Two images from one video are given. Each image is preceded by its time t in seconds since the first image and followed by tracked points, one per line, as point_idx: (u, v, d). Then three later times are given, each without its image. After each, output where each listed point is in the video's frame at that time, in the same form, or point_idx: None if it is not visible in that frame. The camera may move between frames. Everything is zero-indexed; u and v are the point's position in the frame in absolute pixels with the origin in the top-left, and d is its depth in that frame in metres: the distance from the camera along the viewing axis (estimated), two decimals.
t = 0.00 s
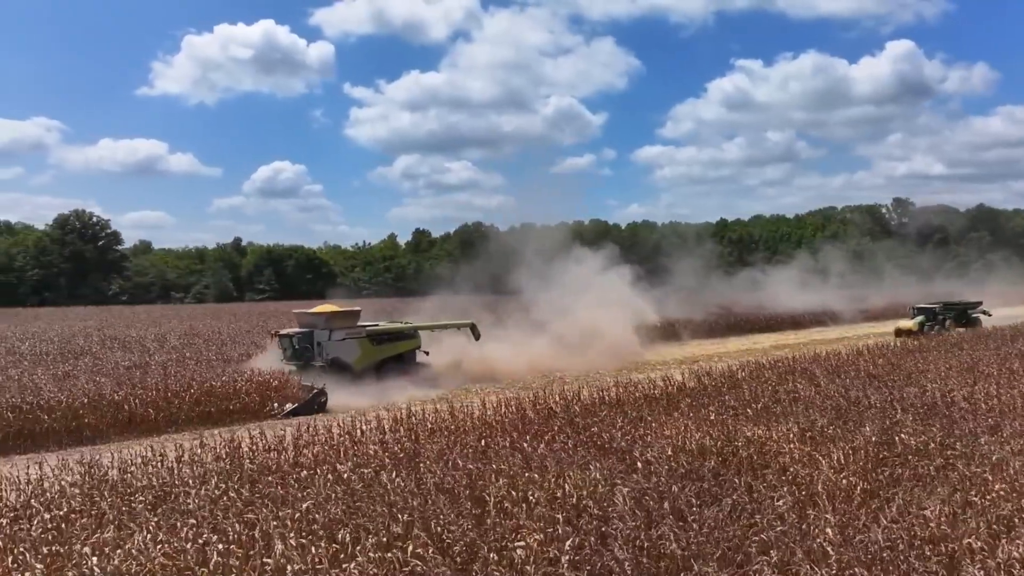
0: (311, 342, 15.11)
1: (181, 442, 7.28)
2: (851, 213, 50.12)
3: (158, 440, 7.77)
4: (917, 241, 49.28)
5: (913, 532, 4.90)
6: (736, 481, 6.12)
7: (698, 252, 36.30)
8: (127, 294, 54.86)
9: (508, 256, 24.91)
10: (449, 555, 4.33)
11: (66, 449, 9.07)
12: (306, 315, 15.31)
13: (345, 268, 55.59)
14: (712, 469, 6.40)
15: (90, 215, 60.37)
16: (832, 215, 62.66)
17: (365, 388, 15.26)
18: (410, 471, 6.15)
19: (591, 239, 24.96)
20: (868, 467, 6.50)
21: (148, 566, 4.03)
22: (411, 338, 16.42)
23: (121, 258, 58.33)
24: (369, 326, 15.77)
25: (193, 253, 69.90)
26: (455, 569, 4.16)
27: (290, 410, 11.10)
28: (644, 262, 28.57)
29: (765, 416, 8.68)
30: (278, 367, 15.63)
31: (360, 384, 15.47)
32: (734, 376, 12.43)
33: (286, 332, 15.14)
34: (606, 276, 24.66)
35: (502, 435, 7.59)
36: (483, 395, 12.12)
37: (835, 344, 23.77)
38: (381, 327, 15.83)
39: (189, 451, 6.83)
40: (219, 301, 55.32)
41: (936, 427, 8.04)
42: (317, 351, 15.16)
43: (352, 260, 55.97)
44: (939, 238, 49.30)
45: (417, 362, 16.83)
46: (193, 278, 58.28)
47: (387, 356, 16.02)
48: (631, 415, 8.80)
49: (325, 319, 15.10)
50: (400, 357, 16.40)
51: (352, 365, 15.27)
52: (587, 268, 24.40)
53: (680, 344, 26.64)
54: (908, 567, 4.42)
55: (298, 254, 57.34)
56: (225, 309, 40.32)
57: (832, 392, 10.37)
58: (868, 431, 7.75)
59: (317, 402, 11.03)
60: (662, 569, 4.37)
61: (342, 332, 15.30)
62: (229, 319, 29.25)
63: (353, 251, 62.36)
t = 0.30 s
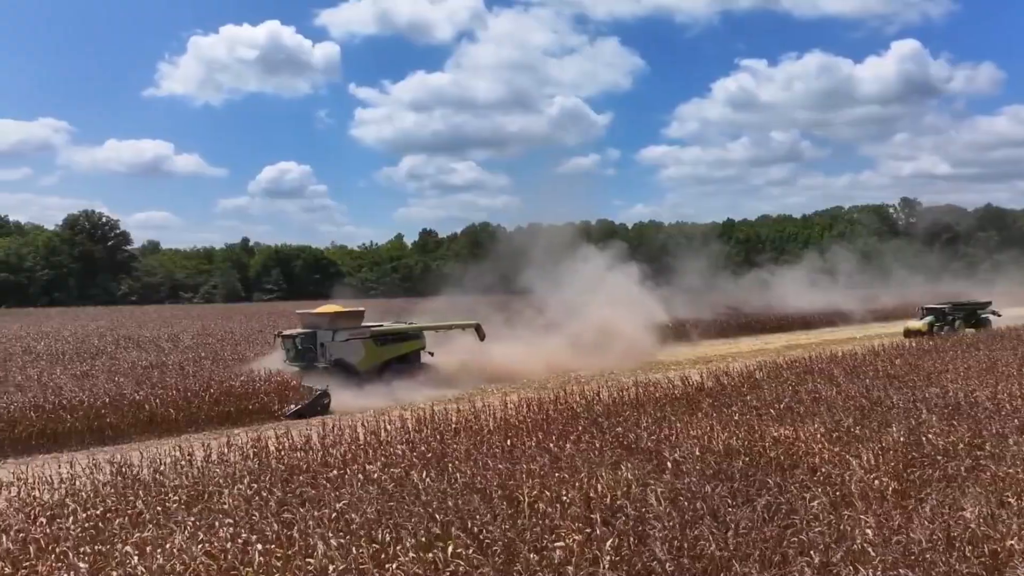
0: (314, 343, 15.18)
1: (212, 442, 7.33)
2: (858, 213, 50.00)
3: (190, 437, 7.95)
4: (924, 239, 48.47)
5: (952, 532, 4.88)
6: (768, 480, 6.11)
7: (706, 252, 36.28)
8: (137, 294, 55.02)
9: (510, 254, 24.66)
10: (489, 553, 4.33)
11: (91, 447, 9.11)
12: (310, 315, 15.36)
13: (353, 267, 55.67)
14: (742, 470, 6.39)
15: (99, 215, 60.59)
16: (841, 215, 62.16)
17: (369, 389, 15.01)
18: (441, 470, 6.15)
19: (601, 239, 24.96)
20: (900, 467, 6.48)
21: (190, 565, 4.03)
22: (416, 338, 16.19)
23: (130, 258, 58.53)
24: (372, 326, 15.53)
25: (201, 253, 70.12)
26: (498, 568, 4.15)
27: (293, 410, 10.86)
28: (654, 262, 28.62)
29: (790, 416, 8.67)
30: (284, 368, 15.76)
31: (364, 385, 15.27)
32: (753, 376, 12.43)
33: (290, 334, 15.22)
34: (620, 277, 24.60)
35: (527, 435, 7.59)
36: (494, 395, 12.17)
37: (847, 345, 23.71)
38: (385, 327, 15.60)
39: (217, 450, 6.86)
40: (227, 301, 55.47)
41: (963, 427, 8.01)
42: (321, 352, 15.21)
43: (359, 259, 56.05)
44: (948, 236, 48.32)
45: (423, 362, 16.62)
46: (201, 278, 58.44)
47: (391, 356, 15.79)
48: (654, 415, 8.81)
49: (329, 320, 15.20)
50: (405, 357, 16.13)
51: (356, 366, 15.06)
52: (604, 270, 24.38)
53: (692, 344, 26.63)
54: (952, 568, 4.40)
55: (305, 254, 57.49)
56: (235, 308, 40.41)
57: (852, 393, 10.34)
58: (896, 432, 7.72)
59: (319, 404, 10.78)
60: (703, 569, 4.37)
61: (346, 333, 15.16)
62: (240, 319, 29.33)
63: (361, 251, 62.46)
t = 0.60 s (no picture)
0: (317, 345, 14.73)
1: (245, 438, 7.61)
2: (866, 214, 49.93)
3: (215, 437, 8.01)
4: (934, 239, 47.56)
5: (994, 534, 4.86)
6: (800, 481, 6.09)
7: (714, 252, 36.32)
8: (146, 294, 55.18)
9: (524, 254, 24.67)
10: (532, 552, 4.32)
11: (114, 447, 9.15)
12: (312, 315, 14.89)
13: (361, 267, 55.78)
14: (773, 470, 6.38)
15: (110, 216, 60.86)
16: (850, 215, 61.71)
17: (373, 391, 14.88)
18: (472, 471, 6.15)
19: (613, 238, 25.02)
20: (932, 467, 6.45)
21: (237, 563, 4.03)
22: (420, 338, 16.17)
23: (140, 259, 58.73)
24: (375, 327, 15.42)
25: (210, 253, 70.36)
26: (544, 568, 4.15)
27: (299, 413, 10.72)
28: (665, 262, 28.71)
29: (815, 417, 8.66)
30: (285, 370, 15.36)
31: (368, 388, 15.10)
32: (773, 376, 12.44)
33: (292, 334, 14.73)
34: (628, 276, 24.29)
35: (554, 436, 7.58)
36: (511, 397, 12.18)
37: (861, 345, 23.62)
38: (390, 328, 15.49)
39: (245, 451, 6.89)
40: (236, 301, 55.61)
41: (991, 427, 7.97)
42: (324, 353, 14.78)
43: (367, 259, 56.16)
44: (958, 235, 47.35)
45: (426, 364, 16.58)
46: (210, 278, 58.59)
47: (395, 357, 15.68)
48: (678, 415, 8.83)
49: (332, 320, 14.75)
50: (409, 358, 16.08)
51: (360, 368, 14.92)
52: (611, 269, 24.08)
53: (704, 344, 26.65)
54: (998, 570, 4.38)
55: (314, 255, 57.64)
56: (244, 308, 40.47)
57: (875, 394, 10.28)
58: (925, 432, 7.69)
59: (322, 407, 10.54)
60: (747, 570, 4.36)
61: (350, 334, 14.91)
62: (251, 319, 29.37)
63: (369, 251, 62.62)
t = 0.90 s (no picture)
0: (320, 345, 14.37)
1: (265, 438, 7.59)
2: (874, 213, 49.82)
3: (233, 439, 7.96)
4: (942, 239, 47.37)
5: None
6: (833, 481, 6.06)
7: (723, 251, 36.32)
8: (155, 295, 55.34)
9: (528, 255, 24.51)
10: (573, 552, 4.31)
11: (136, 447, 9.14)
12: (315, 316, 14.53)
13: (368, 267, 55.84)
14: (803, 470, 6.35)
15: (118, 216, 61.03)
16: (857, 215, 61.38)
17: (377, 393, 14.56)
18: (502, 470, 6.13)
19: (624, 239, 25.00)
20: (965, 468, 6.41)
21: (282, 563, 4.01)
22: (425, 339, 15.83)
23: (149, 259, 58.88)
24: (379, 328, 15.13)
25: (218, 254, 70.57)
26: (587, 568, 4.14)
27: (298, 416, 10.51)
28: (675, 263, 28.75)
29: (839, 417, 8.62)
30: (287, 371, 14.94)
31: (371, 390, 14.75)
32: (791, 377, 12.49)
33: (296, 335, 14.39)
34: (636, 274, 24.33)
35: (578, 437, 7.55)
36: (531, 399, 12.21)
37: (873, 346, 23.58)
38: (394, 329, 15.21)
39: (270, 451, 6.88)
40: (244, 301, 55.70)
41: (1019, 428, 7.92)
42: (327, 354, 14.43)
43: (374, 259, 56.21)
44: (965, 234, 46.91)
45: (430, 365, 16.28)
46: (219, 278, 58.71)
47: (400, 358, 15.36)
48: (700, 415, 8.81)
49: (336, 320, 14.38)
50: (413, 359, 15.74)
51: (364, 369, 14.60)
52: (618, 268, 24.06)
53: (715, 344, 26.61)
54: None
55: (321, 255, 57.74)
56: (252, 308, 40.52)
57: (896, 395, 10.25)
58: (952, 433, 7.64)
59: (325, 408, 10.67)
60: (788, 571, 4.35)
61: (353, 335, 14.58)
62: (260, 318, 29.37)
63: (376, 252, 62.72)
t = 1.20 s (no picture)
0: (324, 347, 13.88)
1: (298, 439, 7.59)
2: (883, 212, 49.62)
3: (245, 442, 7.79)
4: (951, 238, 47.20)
5: None
6: (870, 483, 6.02)
7: (733, 251, 36.23)
8: (165, 295, 55.47)
9: (540, 255, 24.54)
10: (620, 552, 4.30)
11: (161, 447, 9.19)
12: (319, 316, 14.07)
13: (377, 267, 55.84)
14: (839, 472, 6.32)
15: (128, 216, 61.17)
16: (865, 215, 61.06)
17: (381, 396, 14.06)
18: (537, 471, 6.12)
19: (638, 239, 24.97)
20: (1003, 469, 6.36)
21: (333, 562, 4.01)
22: (431, 341, 15.30)
23: (159, 259, 59.00)
24: (383, 328, 14.60)
25: (227, 254, 70.74)
26: (636, 569, 4.12)
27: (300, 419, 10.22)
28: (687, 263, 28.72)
29: (868, 418, 8.56)
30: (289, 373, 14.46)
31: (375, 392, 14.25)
32: (811, 377, 12.53)
33: (299, 336, 13.93)
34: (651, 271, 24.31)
35: (608, 437, 7.54)
36: (552, 399, 12.23)
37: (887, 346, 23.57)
38: (399, 330, 14.71)
39: (301, 451, 6.89)
40: (253, 301, 55.74)
41: None
42: (330, 356, 13.93)
43: (383, 259, 56.22)
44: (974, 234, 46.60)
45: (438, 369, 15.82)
46: (228, 278, 58.79)
47: (404, 360, 14.84)
48: (728, 416, 8.78)
49: (340, 321, 13.89)
50: (419, 361, 15.20)
51: (368, 371, 14.09)
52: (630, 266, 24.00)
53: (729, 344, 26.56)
54: None
55: (330, 255, 57.80)
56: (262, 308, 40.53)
57: (919, 395, 10.22)
58: (985, 434, 7.57)
59: (328, 412, 10.26)
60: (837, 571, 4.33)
61: (357, 336, 14.07)
62: (270, 319, 29.31)
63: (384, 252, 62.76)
